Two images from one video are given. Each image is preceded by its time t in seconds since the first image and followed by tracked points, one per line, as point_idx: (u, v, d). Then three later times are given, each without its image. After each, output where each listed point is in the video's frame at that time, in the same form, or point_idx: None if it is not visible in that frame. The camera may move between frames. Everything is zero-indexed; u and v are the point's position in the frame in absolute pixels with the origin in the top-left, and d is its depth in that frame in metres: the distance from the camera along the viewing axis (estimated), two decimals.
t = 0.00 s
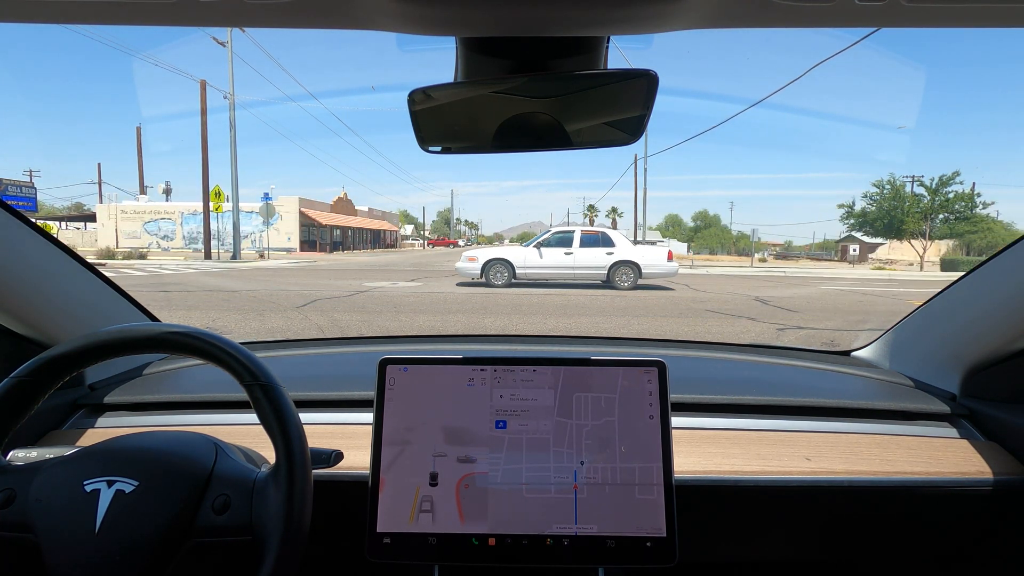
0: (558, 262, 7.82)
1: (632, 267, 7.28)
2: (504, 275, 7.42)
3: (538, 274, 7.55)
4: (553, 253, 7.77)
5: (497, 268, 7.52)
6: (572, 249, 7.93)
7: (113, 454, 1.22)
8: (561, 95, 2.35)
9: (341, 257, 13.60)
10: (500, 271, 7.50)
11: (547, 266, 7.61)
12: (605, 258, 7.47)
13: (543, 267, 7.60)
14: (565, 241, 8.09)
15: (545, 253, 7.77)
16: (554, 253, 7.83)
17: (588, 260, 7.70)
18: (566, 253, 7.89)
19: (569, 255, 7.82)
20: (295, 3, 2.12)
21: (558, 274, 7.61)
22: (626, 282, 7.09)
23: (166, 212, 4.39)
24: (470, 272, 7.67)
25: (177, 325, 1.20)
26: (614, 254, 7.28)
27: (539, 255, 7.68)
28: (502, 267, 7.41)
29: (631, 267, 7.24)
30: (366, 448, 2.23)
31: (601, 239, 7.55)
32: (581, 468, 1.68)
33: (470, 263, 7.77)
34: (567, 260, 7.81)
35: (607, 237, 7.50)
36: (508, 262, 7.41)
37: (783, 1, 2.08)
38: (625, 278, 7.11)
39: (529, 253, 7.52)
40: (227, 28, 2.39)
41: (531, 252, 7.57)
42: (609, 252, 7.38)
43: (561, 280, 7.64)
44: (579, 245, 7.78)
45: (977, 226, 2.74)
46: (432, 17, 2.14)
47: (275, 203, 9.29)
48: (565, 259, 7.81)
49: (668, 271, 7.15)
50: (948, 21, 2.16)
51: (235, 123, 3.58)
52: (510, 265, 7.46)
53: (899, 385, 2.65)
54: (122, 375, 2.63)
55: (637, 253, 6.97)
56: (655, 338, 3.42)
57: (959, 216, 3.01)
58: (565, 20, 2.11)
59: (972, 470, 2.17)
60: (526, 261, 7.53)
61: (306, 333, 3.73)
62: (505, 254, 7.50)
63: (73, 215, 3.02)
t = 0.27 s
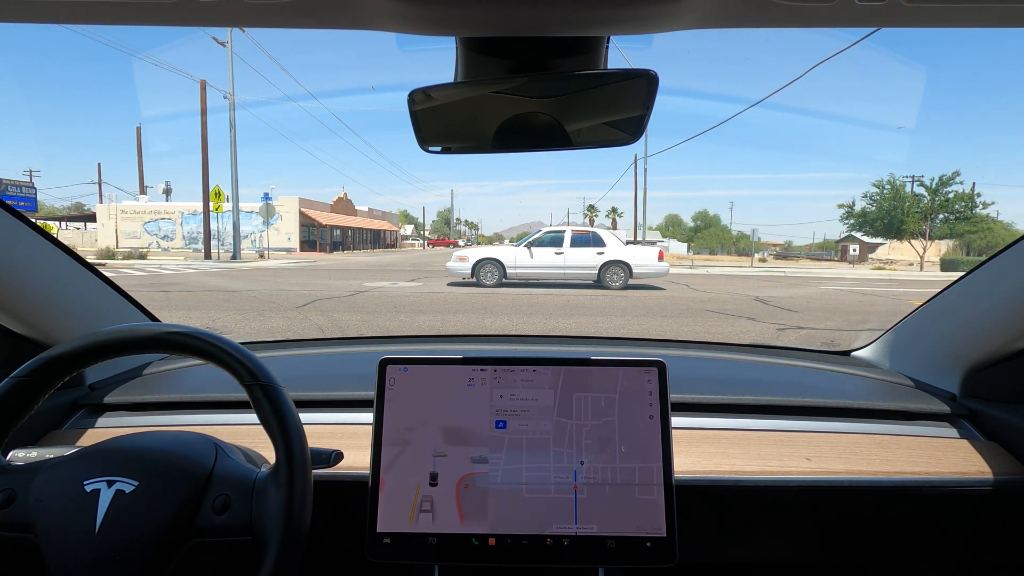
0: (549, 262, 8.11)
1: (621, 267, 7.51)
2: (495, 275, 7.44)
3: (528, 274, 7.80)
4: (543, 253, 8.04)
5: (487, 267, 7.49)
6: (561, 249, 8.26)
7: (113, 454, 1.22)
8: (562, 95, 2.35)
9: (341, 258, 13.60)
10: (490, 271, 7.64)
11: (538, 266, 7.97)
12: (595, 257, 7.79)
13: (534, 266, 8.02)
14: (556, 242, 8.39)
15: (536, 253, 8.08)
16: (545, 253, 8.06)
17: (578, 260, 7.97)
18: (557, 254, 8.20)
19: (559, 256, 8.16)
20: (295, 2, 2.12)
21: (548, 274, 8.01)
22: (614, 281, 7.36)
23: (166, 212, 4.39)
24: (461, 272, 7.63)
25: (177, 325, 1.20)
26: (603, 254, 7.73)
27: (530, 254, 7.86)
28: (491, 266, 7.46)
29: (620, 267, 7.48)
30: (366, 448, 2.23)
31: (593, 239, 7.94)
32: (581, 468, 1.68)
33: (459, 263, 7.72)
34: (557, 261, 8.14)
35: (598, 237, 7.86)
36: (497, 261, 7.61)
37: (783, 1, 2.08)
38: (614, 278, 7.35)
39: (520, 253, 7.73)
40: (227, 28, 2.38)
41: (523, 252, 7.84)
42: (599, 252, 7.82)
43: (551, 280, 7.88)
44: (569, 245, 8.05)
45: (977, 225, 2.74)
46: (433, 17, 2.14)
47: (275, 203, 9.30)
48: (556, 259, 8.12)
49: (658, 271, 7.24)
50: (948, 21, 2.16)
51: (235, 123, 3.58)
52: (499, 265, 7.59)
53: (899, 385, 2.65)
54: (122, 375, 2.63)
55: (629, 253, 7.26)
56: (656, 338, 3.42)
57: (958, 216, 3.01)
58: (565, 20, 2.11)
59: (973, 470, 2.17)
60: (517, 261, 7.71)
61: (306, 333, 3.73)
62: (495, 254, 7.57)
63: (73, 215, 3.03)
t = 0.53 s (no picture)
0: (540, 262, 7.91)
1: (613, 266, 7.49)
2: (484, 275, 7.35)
3: (519, 274, 7.54)
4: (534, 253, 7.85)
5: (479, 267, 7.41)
6: (554, 249, 8.03)
7: (113, 454, 1.22)
8: (562, 95, 2.35)
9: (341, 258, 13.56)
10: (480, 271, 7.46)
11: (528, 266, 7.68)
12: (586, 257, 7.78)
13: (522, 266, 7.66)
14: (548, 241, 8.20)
15: (525, 253, 7.82)
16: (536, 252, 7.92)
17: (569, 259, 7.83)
18: (546, 253, 7.97)
19: (549, 256, 7.89)
20: (294, 3, 2.12)
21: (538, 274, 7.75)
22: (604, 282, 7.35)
23: (166, 212, 4.38)
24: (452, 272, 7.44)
25: (177, 325, 1.20)
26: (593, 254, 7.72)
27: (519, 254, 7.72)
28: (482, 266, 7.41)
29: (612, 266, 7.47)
30: (366, 448, 2.23)
31: (584, 239, 7.97)
32: (581, 468, 1.68)
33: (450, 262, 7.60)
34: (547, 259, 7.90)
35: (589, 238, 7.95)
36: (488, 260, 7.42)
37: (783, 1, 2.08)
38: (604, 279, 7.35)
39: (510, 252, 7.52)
40: (227, 28, 2.39)
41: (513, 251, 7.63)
42: (589, 252, 7.86)
43: (544, 280, 7.60)
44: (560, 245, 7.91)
45: (977, 225, 2.74)
46: (432, 17, 2.14)
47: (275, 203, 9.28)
48: (546, 259, 7.86)
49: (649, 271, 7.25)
50: (948, 21, 2.16)
51: (235, 123, 3.58)
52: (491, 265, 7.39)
53: (899, 385, 2.65)
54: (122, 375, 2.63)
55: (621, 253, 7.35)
56: (656, 338, 3.42)
57: (958, 216, 3.01)
58: (566, 20, 2.11)
59: (972, 470, 2.17)
60: (508, 261, 7.47)
61: (306, 333, 3.73)
62: (483, 254, 7.44)
63: (73, 215, 3.03)
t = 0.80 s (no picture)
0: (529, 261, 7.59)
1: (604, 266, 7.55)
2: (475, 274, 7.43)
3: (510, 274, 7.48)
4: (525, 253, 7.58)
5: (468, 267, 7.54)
6: (543, 248, 7.66)
7: (113, 454, 1.22)
8: (562, 95, 2.35)
9: (340, 258, 13.54)
10: (472, 271, 7.44)
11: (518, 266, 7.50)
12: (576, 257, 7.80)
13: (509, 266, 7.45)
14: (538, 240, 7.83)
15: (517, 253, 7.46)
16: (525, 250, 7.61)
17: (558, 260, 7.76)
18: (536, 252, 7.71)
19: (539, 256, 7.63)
20: (294, 3, 2.12)
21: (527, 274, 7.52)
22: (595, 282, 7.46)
23: (166, 212, 4.38)
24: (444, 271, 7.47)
25: (177, 325, 1.20)
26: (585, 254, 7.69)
27: (508, 253, 7.51)
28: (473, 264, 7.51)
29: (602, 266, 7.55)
30: (366, 448, 2.23)
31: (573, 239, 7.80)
32: (581, 468, 1.68)
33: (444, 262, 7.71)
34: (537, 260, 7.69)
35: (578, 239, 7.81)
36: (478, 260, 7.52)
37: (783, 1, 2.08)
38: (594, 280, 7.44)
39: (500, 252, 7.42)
40: (227, 28, 2.39)
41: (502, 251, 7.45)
42: (580, 252, 7.80)
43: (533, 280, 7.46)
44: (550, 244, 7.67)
45: (978, 225, 2.74)
46: (432, 17, 2.14)
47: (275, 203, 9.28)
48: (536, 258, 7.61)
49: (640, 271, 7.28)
50: (948, 21, 2.17)
51: (235, 123, 3.57)
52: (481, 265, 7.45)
53: (899, 385, 2.65)
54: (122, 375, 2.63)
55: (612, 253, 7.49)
56: (656, 338, 3.42)
57: (958, 216, 3.01)
58: (566, 20, 2.11)
59: (972, 470, 2.17)
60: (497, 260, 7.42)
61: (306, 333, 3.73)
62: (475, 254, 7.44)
63: (74, 215, 3.03)
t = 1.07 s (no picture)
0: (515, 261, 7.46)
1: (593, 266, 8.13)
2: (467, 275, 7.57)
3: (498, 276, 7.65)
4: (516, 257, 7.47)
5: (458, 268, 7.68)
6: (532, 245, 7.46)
7: (113, 454, 1.22)
8: (562, 95, 2.35)
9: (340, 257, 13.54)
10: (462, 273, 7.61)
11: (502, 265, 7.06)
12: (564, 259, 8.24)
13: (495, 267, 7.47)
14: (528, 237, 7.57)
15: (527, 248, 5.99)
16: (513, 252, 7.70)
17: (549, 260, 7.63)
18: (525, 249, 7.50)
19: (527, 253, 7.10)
20: (294, 3, 2.12)
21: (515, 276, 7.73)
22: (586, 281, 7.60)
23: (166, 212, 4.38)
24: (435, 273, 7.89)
25: (177, 325, 1.20)
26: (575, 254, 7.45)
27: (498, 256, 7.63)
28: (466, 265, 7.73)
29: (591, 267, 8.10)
30: (366, 448, 2.23)
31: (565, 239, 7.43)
32: (581, 468, 1.68)
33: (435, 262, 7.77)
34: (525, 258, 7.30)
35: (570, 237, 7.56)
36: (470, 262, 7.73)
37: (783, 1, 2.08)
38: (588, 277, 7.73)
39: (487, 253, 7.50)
40: (226, 28, 2.39)
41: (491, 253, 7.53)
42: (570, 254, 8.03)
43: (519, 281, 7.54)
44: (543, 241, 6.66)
45: (977, 226, 2.74)
46: (432, 17, 2.14)
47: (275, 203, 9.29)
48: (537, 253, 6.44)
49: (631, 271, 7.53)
50: (948, 21, 2.16)
51: (235, 123, 3.57)
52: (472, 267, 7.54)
53: (899, 385, 2.65)
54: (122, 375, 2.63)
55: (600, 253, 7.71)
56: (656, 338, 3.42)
57: (958, 216, 3.01)
58: (566, 20, 2.11)
59: (973, 470, 2.17)
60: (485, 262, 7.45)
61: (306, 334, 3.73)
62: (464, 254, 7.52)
63: (74, 215, 3.03)
